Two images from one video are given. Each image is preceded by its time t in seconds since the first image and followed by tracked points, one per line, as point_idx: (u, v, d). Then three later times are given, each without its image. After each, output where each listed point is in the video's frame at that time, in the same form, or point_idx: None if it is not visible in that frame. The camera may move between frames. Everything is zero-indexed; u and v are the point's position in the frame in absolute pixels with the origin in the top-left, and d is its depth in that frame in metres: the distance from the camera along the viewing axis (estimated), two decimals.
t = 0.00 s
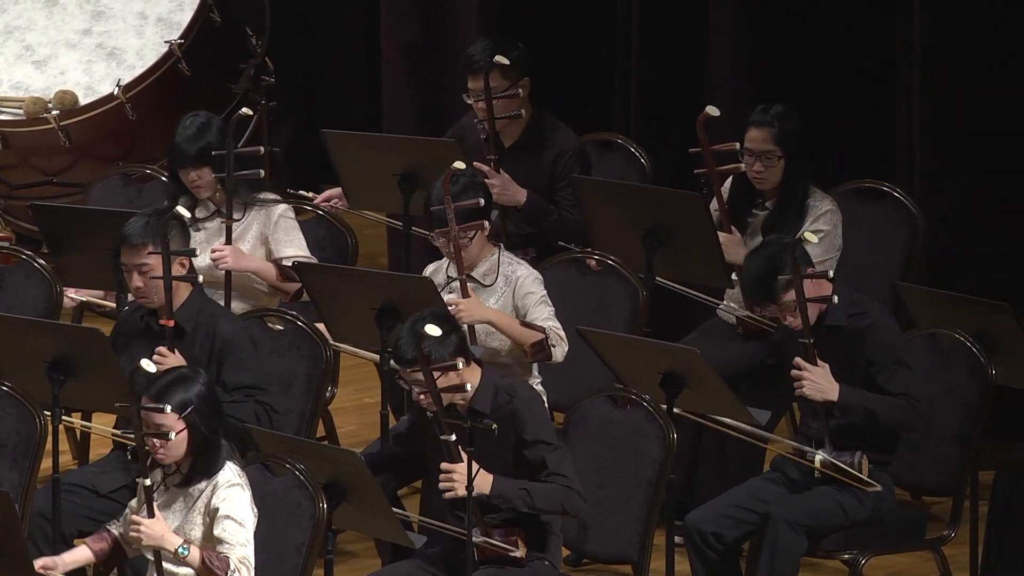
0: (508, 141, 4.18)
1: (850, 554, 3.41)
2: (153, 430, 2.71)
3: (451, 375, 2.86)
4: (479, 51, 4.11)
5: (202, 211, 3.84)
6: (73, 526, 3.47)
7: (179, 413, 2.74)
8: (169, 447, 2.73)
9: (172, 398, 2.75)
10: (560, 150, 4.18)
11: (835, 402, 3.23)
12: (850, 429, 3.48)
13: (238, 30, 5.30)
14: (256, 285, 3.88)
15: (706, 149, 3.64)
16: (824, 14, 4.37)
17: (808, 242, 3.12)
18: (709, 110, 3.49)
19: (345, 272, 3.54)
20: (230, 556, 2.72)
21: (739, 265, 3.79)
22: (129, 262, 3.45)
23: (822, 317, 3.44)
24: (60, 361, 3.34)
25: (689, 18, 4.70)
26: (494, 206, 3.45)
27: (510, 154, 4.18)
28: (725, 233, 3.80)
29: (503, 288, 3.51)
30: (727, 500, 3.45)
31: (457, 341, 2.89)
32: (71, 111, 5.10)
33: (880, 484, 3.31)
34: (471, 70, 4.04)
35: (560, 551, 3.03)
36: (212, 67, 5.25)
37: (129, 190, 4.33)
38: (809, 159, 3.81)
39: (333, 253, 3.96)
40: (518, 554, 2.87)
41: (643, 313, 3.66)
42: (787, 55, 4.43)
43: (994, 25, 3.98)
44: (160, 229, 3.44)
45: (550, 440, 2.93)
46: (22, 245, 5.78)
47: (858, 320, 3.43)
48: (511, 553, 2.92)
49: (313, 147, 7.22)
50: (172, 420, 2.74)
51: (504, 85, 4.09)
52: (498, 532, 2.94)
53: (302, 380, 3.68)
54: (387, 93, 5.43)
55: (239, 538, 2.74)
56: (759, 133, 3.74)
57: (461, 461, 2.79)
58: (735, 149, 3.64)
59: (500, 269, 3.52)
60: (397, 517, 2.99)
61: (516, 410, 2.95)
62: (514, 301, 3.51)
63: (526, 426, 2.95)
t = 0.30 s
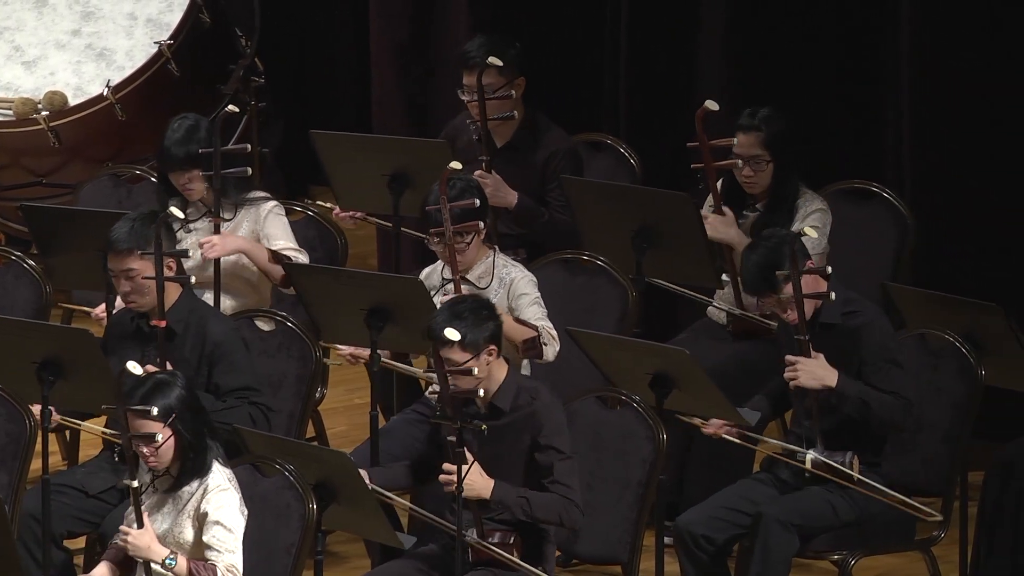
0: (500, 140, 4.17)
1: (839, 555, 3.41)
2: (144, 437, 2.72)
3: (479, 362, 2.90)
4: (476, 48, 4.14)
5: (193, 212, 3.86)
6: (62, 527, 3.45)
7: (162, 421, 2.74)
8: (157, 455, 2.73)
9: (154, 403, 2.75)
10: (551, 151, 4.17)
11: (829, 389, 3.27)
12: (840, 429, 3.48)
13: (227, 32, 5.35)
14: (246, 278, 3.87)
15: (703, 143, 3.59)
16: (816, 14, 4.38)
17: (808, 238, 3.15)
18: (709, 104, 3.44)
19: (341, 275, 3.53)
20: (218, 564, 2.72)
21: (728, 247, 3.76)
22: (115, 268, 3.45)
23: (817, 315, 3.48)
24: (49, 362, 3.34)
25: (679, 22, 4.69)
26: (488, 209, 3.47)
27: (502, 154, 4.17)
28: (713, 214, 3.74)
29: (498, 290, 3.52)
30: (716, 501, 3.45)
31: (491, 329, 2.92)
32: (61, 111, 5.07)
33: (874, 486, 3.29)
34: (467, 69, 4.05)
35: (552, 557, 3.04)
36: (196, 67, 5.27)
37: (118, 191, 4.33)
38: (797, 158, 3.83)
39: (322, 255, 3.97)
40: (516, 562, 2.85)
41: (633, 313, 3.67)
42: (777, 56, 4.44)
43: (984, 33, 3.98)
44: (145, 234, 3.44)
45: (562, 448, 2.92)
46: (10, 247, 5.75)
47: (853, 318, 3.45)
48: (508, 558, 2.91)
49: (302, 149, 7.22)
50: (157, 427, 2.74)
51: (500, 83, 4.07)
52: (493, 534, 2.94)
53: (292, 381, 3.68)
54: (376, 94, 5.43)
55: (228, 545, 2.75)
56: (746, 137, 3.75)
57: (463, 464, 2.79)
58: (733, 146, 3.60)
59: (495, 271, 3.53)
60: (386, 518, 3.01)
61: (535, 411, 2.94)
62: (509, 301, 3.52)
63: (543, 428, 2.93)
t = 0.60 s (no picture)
0: (489, 140, 4.19)
1: (829, 556, 3.41)
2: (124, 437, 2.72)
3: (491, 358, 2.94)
4: (466, 43, 4.17)
5: (183, 211, 3.87)
6: (51, 529, 3.45)
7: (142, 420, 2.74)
8: (140, 456, 2.75)
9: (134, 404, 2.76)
10: (539, 151, 4.17)
11: (814, 381, 3.30)
12: (831, 429, 3.48)
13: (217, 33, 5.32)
14: (236, 277, 3.87)
15: (689, 143, 3.65)
16: (810, 16, 4.39)
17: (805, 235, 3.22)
18: (693, 107, 3.51)
19: (330, 277, 3.51)
20: (206, 558, 2.73)
21: (716, 250, 3.80)
22: (109, 263, 3.47)
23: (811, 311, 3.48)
24: (38, 363, 3.34)
25: (667, 26, 4.70)
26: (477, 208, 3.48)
27: (490, 154, 4.18)
28: (702, 216, 3.79)
29: (482, 289, 3.54)
30: (707, 501, 3.45)
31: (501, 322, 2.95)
32: (50, 113, 5.07)
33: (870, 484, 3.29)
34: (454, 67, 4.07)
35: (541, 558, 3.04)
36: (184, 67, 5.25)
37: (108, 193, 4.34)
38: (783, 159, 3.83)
39: (311, 256, 3.97)
40: (503, 563, 2.86)
41: (623, 315, 3.67)
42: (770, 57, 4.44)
43: (983, 35, 3.99)
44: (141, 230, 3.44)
45: (559, 447, 2.94)
46: None
47: (846, 316, 3.47)
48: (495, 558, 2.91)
49: (292, 150, 7.22)
50: (138, 426, 2.76)
51: (490, 79, 4.08)
52: (481, 534, 2.94)
53: (281, 382, 3.68)
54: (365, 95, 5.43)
55: (215, 538, 2.76)
56: (730, 139, 3.77)
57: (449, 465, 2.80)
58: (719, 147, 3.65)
59: (480, 271, 3.55)
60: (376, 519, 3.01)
61: (537, 410, 2.96)
62: (494, 298, 3.54)
63: (544, 425, 2.95)
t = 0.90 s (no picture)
0: (477, 140, 4.20)
1: (820, 556, 3.41)
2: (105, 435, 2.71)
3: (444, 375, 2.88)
4: (451, 45, 4.17)
5: (173, 212, 3.88)
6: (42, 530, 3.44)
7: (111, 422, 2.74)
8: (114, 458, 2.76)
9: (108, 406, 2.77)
10: (528, 151, 4.18)
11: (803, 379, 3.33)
12: (823, 430, 3.50)
13: (207, 33, 5.29)
14: (225, 280, 3.88)
15: (675, 140, 3.71)
16: (802, 19, 4.38)
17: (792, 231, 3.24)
18: (678, 104, 3.53)
19: (320, 277, 3.52)
20: (197, 551, 2.74)
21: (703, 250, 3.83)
22: (96, 268, 3.44)
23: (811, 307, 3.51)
24: (28, 363, 3.34)
25: (658, 29, 4.71)
26: (463, 208, 3.50)
27: (477, 154, 4.19)
28: (688, 214, 3.83)
29: (471, 290, 3.56)
30: (697, 501, 3.45)
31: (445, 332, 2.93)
32: (40, 114, 5.04)
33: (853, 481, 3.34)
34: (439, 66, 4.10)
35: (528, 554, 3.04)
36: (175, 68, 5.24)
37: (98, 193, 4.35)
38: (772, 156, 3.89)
39: (302, 256, 3.98)
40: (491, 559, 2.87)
41: (613, 316, 3.68)
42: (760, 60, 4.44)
43: (975, 40, 3.99)
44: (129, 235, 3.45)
45: (525, 443, 2.95)
46: None
47: (846, 313, 3.49)
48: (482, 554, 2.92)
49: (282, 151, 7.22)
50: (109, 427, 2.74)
51: (474, 80, 4.16)
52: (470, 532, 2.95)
53: (272, 382, 3.67)
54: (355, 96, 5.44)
55: (203, 532, 2.77)
56: (720, 132, 3.84)
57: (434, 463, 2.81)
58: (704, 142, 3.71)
59: (468, 271, 3.56)
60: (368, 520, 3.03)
61: (495, 410, 2.96)
62: (482, 298, 3.56)
63: (499, 426, 2.96)
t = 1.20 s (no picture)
0: (464, 142, 4.21)
1: (807, 557, 3.40)
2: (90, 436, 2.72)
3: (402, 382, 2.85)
4: (436, 48, 4.18)
5: (159, 214, 3.89)
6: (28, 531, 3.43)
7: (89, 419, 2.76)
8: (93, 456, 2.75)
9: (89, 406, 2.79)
10: (515, 152, 4.19)
11: (790, 376, 3.28)
12: (813, 429, 3.48)
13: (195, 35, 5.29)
14: (211, 281, 3.90)
15: (661, 143, 3.69)
16: (801, 19, 4.37)
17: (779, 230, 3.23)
18: (663, 105, 3.52)
19: (308, 279, 3.52)
20: (183, 554, 2.75)
21: (691, 250, 3.82)
22: (81, 270, 3.44)
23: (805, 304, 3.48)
24: (17, 366, 3.35)
25: (645, 29, 4.71)
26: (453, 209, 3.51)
27: (465, 155, 4.20)
28: (677, 214, 3.82)
29: (460, 291, 3.56)
30: (684, 503, 3.46)
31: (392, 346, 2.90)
32: (28, 114, 5.02)
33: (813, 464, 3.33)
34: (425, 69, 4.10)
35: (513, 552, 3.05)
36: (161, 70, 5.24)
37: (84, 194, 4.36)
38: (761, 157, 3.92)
39: (289, 258, 3.98)
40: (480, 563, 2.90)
41: (600, 319, 3.68)
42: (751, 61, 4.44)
43: (977, 41, 3.98)
44: (114, 236, 3.45)
45: (495, 447, 2.97)
46: None
47: (840, 312, 3.46)
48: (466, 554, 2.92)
49: (269, 153, 7.24)
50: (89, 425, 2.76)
51: (460, 83, 4.15)
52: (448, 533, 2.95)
53: (259, 384, 3.67)
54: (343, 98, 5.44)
55: (188, 536, 2.77)
56: (709, 129, 3.87)
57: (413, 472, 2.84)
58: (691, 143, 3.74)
59: (458, 271, 3.57)
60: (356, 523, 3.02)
61: (463, 415, 2.96)
62: (471, 300, 3.56)
63: (470, 431, 2.96)
